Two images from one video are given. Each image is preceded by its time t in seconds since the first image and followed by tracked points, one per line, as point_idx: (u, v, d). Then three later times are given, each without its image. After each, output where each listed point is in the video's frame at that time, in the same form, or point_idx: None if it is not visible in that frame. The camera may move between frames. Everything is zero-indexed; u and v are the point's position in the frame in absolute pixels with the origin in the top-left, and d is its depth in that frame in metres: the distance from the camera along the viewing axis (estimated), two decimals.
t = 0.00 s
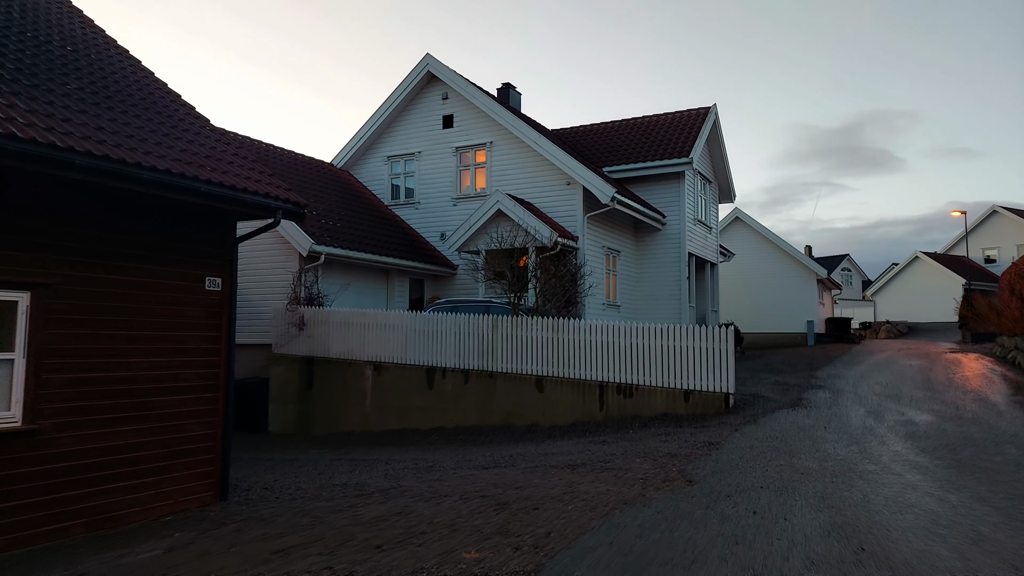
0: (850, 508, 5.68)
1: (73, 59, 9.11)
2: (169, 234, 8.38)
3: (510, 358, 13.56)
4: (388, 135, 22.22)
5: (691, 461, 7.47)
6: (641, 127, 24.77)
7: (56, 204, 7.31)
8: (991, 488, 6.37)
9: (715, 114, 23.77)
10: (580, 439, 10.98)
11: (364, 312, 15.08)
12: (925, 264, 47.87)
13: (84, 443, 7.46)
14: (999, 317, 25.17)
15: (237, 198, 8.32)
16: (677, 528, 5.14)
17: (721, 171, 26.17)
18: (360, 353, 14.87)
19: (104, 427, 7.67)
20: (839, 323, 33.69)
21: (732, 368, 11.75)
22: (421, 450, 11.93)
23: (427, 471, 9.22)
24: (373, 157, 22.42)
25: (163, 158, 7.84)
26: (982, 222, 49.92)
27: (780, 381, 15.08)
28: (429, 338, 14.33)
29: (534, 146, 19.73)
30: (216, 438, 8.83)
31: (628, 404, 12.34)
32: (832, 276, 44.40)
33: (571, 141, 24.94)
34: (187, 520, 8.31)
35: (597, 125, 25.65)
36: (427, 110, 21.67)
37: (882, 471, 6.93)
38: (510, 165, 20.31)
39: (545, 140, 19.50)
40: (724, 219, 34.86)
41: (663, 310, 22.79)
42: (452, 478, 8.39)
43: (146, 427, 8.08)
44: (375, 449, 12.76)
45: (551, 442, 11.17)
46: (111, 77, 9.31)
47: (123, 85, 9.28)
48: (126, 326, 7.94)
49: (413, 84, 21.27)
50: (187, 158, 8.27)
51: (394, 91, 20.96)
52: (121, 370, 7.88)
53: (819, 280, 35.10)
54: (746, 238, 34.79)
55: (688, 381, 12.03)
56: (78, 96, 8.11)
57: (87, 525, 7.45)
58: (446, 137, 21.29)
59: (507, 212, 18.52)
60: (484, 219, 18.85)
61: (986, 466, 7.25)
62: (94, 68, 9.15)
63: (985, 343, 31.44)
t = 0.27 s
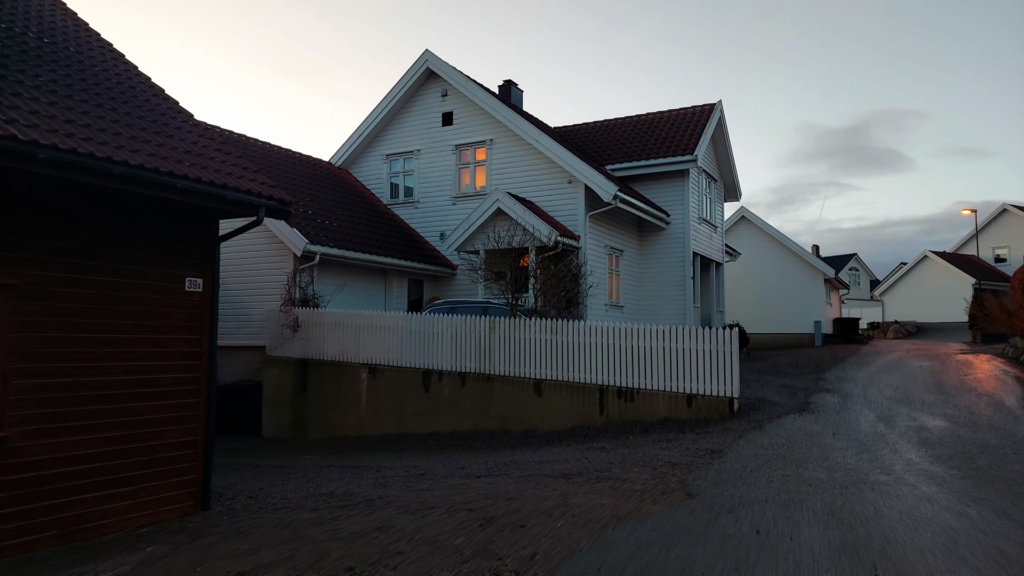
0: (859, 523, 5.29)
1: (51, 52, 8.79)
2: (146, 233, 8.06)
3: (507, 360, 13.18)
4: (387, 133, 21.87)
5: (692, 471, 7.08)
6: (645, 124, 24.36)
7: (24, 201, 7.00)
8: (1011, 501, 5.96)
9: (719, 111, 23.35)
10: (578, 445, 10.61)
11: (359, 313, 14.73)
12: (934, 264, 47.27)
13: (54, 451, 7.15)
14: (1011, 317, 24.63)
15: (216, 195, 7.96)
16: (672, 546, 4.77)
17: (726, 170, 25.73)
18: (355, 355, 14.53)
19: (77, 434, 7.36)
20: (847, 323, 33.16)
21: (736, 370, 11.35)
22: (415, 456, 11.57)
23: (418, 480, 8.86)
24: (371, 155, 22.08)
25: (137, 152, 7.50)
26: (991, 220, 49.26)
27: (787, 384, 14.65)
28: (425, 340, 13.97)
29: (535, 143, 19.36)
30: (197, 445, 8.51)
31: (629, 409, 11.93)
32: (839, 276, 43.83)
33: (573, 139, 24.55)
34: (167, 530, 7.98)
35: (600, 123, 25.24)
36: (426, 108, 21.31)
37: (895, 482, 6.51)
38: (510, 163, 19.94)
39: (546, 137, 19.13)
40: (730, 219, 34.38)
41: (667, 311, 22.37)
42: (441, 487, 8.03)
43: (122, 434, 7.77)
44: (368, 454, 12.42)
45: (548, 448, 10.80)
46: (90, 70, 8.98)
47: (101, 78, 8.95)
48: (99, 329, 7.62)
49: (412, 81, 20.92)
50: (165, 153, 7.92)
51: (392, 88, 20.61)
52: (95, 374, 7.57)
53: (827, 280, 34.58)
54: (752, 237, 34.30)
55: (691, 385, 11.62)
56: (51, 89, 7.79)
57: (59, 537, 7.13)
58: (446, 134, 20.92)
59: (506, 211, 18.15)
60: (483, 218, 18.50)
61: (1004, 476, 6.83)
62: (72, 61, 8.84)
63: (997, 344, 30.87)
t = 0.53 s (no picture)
0: (868, 540, 4.92)
1: (25, 42, 8.47)
2: (119, 229, 7.73)
3: (503, 361, 12.81)
4: (385, 130, 21.52)
5: (689, 480, 6.72)
6: (647, 121, 23.96)
7: None
8: None
9: (723, 107, 22.93)
10: (574, 449, 10.25)
11: (352, 312, 14.38)
12: (940, 263, 46.74)
13: (21, 457, 6.82)
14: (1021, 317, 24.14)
15: (191, 188, 7.59)
16: (664, 565, 4.41)
17: (730, 167, 25.31)
18: (347, 356, 14.18)
19: (46, 439, 7.02)
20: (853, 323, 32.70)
21: (738, 372, 10.96)
22: (407, 459, 11.23)
23: (405, 485, 8.52)
24: (369, 152, 21.72)
25: (106, 144, 7.14)
26: (999, 219, 48.69)
27: (791, 386, 14.26)
28: (419, 341, 13.61)
29: (534, 139, 18.98)
30: (175, 449, 8.17)
31: (627, 411, 11.56)
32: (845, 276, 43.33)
33: (574, 136, 24.17)
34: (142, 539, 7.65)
35: (602, 120, 24.85)
36: (424, 104, 20.95)
37: (904, 494, 6.13)
38: (509, 160, 19.57)
39: (545, 133, 18.75)
40: (734, 217, 33.94)
41: (669, 311, 21.99)
42: (428, 495, 7.68)
43: (95, 438, 7.44)
44: (359, 458, 12.09)
45: (543, 452, 10.45)
46: (66, 60, 8.65)
47: (77, 68, 8.61)
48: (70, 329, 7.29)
49: (409, 77, 20.55)
50: (140, 145, 7.57)
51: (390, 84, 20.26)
52: (65, 376, 7.23)
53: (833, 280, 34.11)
54: (757, 236, 33.85)
55: (692, 387, 11.24)
56: (19, 78, 7.46)
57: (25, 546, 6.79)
58: (444, 131, 20.56)
59: (504, 208, 17.80)
60: (481, 216, 18.14)
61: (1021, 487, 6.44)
62: (46, 51, 8.51)
63: (1005, 344, 30.37)
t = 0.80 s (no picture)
0: (878, 561, 4.53)
1: None
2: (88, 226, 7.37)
3: (497, 364, 12.43)
4: (381, 128, 21.16)
5: (686, 492, 6.32)
6: (648, 118, 23.56)
7: None
8: None
9: (725, 104, 22.55)
10: (568, 456, 9.87)
11: (344, 313, 14.02)
12: (946, 264, 46.25)
13: None
14: None
15: (161, 183, 7.18)
16: None
17: (733, 165, 24.90)
18: (339, 358, 13.83)
19: (9, 448, 6.67)
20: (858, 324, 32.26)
21: (740, 376, 10.56)
22: (396, 466, 10.86)
23: (391, 494, 8.15)
24: (365, 150, 21.37)
25: (69, 135, 6.75)
26: (1006, 219, 48.15)
27: (795, 389, 13.85)
28: (412, 343, 13.24)
29: (532, 137, 18.61)
30: (150, 457, 7.81)
31: (625, 416, 11.17)
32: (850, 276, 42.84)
33: (575, 133, 23.78)
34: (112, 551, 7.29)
35: (603, 117, 24.45)
36: (421, 101, 20.59)
37: (916, 508, 5.73)
38: (507, 158, 19.20)
39: (543, 130, 18.38)
40: (737, 216, 33.48)
41: (670, 312, 21.59)
42: (412, 505, 7.31)
43: (61, 446, 7.06)
44: (349, 464, 11.72)
45: (537, 459, 10.07)
46: (38, 51, 8.30)
47: (48, 59, 8.26)
48: (35, 331, 6.94)
49: (406, 74, 20.19)
50: (108, 138, 7.16)
51: (386, 81, 19.91)
52: (29, 382, 6.87)
53: (838, 279, 33.64)
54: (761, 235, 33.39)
55: (692, 391, 10.84)
56: None
57: None
58: (441, 129, 20.20)
59: (502, 207, 17.39)
60: (477, 214, 17.77)
61: None
62: (15, 42, 8.16)
63: (1013, 345, 29.89)
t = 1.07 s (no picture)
0: None
1: None
2: (58, 223, 7.03)
3: (493, 365, 12.06)
4: (378, 124, 20.81)
5: (684, 503, 5.95)
6: (651, 114, 23.15)
7: None
8: None
9: (729, 100, 22.14)
10: (564, 461, 9.50)
11: (337, 313, 13.67)
12: (954, 262, 45.71)
13: None
14: None
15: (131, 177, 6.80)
16: None
17: (737, 162, 24.48)
18: (332, 359, 13.48)
19: None
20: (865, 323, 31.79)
21: (744, 377, 10.17)
22: (387, 471, 10.50)
23: (378, 502, 7.80)
24: (362, 148, 21.02)
25: (34, 126, 6.38)
26: (1014, 217, 47.56)
27: (801, 391, 13.44)
28: (405, 344, 12.88)
29: (532, 133, 18.24)
30: (126, 464, 7.47)
31: (625, 419, 10.79)
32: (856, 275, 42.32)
33: (576, 130, 23.39)
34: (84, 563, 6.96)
35: (605, 113, 24.06)
36: (419, 97, 20.23)
37: (931, 522, 5.33)
38: (507, 154, 18.84)
39: (543, 126, 18.01)
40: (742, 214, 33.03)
41: (673, 311, 21.19)
42: (398, 515, 6.96)
43: (29, 454, 6.72)
44: (340, 468, 11.37)
45: (532, 464, 9.70)
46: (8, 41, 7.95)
47: (19, 49, 7.90)
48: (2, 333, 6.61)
49: (403, 69, 19.84)
50: (76, 130, 6.80)
51: (383, 76, 19.56)
52: None
53: (844, 278, 33.16)
54: (765, 234, 32.95)
55: (693, 394, 10.45)
56: None
57: None
58: (439, 125, 19.84)
59: (500, 204, 17.04)
60: (475, 212, 17.41)
61: None
62: None
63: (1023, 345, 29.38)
